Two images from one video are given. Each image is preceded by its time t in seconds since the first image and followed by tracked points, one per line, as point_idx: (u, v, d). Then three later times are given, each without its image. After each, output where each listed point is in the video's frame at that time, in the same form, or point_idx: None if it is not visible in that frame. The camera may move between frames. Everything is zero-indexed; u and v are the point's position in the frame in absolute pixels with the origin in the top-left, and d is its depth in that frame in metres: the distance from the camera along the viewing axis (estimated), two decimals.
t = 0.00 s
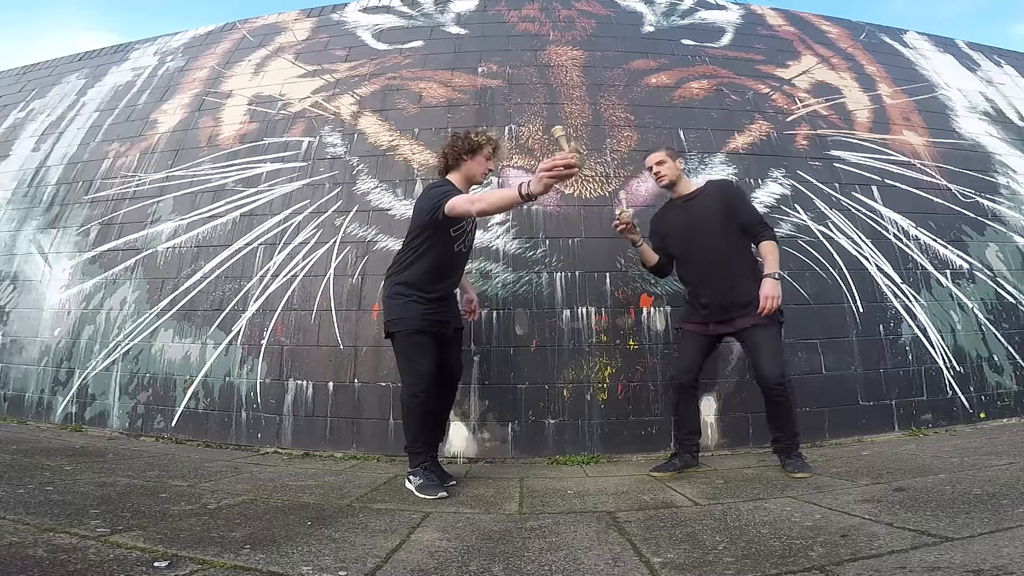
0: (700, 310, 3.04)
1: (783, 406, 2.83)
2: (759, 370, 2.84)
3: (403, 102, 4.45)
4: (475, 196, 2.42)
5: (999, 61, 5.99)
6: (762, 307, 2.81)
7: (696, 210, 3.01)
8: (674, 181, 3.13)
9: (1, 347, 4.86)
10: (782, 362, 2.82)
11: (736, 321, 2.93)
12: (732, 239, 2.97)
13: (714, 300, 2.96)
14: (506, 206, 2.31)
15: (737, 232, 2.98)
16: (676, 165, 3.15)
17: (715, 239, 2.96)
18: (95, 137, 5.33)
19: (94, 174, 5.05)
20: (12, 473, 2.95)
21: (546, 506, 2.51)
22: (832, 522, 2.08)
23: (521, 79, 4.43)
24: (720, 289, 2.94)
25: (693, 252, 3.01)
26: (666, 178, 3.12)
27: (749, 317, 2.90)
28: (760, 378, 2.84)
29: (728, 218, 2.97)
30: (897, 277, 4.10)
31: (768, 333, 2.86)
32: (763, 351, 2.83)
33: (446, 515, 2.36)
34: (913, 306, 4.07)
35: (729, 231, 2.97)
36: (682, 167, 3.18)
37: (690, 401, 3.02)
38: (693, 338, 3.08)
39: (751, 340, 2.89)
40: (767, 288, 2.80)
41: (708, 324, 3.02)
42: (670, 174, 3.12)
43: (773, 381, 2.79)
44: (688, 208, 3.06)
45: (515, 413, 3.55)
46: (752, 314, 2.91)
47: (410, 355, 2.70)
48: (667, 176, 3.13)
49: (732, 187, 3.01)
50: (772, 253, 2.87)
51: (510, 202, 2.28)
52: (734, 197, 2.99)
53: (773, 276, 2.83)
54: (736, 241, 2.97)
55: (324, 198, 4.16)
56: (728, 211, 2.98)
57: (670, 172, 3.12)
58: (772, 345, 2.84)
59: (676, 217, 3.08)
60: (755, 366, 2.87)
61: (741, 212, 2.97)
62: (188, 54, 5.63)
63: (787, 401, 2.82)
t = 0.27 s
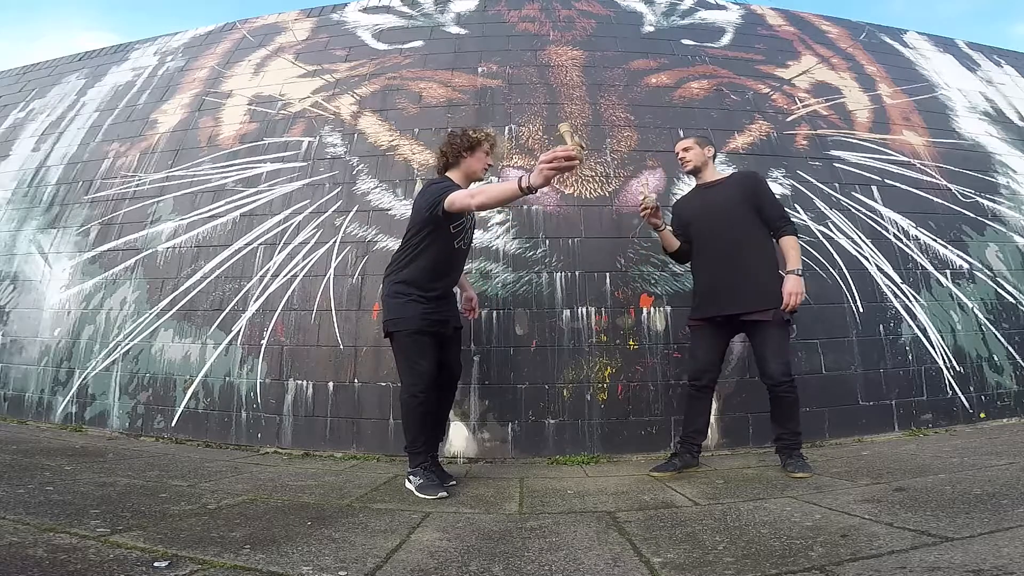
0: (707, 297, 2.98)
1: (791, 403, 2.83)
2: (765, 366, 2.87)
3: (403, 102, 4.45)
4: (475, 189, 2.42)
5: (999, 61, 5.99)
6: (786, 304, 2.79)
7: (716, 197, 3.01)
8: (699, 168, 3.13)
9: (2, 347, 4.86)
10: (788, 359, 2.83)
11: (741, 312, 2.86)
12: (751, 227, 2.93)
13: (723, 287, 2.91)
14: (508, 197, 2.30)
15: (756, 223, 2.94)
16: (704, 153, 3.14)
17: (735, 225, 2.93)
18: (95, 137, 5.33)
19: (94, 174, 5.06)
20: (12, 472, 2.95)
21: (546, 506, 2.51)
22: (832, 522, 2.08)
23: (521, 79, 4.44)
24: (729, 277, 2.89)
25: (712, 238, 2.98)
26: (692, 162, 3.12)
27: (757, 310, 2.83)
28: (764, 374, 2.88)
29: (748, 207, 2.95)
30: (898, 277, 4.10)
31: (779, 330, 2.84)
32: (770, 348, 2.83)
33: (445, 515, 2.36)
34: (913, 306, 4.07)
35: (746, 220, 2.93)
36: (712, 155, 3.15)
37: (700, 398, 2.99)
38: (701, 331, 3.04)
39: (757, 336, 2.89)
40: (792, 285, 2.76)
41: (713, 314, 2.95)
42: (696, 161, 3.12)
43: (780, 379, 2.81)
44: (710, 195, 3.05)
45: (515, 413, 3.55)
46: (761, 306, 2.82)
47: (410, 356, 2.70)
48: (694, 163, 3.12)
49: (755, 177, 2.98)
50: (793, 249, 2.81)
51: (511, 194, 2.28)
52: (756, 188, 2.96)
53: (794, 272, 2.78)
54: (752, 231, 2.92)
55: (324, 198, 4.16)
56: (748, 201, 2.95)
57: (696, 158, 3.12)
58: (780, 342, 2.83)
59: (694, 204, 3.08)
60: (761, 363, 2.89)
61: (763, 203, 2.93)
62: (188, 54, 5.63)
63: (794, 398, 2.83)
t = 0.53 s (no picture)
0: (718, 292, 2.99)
1: (796, 404, 2.83)
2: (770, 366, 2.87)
3: (403, 102, 4.45)
4: (472, 180, 2.42)
5: (999, 61, 5.99)
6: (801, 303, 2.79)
7: (734, 193, 3.02)
8: (715, 167, 3.12)
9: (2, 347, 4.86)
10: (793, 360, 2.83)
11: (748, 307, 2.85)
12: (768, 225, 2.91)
13: (735, 282, 2.90)
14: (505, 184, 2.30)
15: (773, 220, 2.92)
16: (721, 150, 3.11)
17: (752, 223, 2.92)
18: (95, 137, 5.33)
19: (94, 174, 5.05)
20: (12, 473, 2.95)
21: (546, 506, 2.51)
22: (832, 522, 2.08)
23: (521, 79, 4.44)
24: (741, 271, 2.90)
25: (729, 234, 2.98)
26: (706, 160, 3.12)
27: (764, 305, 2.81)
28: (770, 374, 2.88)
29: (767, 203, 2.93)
30: (898, 277, 4.10)
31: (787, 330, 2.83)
32: (778, 347, 2.83)
33: (445, 515, 2.36)
34: (913, 306, 4.07)
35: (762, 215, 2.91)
36: (729, 152, 3.12)
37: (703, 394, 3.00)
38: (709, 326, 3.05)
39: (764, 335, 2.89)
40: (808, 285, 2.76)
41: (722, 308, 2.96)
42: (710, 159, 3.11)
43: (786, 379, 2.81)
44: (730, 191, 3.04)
45: (515, 413, 3.55)
46: (771, 302, 2.80)
47: (409, 356, 2.70)
48: (708, 161, 3.11)
49: (776, 173, 2.95)
50: (811, 248, 2.81)
51: (505, 180, 2.27)
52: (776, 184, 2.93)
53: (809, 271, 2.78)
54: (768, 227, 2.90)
55: (324, 198, 4.16)
56: (767, 197, 2.93)
57: (711, 156, 3.10)
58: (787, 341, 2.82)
59: (713, 201, 3.09)
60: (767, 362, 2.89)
61: (781, 200, 2.91)
62: (189, 54, 5.63)
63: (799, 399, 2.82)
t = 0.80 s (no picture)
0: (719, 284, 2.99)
1: (798, 405, 2.85)
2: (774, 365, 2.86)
3: (403, 102, 4.45)
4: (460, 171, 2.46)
5: (999, 61, 5.99)
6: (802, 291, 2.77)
7: (740, 189, 3.02)
8: (721, 164, 3.15)
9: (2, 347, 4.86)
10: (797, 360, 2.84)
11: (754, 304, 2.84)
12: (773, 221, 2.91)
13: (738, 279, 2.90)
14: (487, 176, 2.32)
15: (779, 217, 2.92)
16: (727, 148, 3.13)
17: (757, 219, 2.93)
18: (95, 137, 5.33)
19: (94, 174, 5.06)
20: (11, 473, 2.95)
21: (546, 507, 2.51)
22: (832, 522, 2.08)
23: (521, 79, 4.44)
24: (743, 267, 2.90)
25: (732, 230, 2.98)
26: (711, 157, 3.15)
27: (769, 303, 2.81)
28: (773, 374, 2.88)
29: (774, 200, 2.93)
30: (898, 277, 4.10)
31: (793, 330, 2.84)
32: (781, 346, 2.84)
33: (445, 515, 2.36)
34: (913, 306, 4.07)
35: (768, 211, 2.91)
36: (735, 149, 3.13)
37: (702, 392, 2.96)
38: (709, 322, 3.02)
39: (767, 335, 2.89)
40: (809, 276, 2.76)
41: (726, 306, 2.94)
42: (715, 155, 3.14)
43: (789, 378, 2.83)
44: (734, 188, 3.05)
45: (515, 413, 3.55)
46: (774, 300, 2.80)
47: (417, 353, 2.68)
48: (714, 158, 3.14)
49: (783, 171, 2.95)
50: (818, 241, 2.78)
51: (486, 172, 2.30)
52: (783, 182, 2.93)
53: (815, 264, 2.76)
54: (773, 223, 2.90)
55: (324, 198, 4.16)
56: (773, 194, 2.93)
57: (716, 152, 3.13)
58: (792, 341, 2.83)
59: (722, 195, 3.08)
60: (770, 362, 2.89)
61: (788, 196, 2.90)
62: (189, 54, 5.63)
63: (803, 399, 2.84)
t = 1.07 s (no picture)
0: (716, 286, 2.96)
1: (797, 405, 2.84)
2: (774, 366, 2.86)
3: (403, 102, 4.45)
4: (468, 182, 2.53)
5: (999, 61, 5.99)
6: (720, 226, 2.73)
7: (735, 187, 3.00)
8: (715, 162, 3.12)
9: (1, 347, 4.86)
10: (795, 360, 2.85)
11: (752, 306, 2.82)
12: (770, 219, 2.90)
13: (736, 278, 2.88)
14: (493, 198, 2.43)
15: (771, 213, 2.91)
16: (722, 145, 3.09)
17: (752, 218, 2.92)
18: (95, 137, 5.33)
19: (94, 174, 5.06)
20: (11, 473, 2.95)
21: (546, 507, 2.51)
22: (832, 522, 2.08)
23: (521, 79, 4.43)
24: (740, 267, 2.89)
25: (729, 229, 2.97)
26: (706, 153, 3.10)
27: (767, 303, 2.80)
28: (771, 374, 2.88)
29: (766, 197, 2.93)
30: (898, 277, 4.10)
31: (791, 330, 2.84)
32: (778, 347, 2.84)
33: (445, 515, 2.36)
34: (913, 306, 4.07)
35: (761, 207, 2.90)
36: (730, 146, 3.10)
37: (696, 393, 2.91)
38: (704, 323, 2.97)
39: (764, 335, 2.88)
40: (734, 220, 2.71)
41: (722, 307, 2.90)
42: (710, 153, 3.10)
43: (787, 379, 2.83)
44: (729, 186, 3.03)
45: (515, 413, 3.55)
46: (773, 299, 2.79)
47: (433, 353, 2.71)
48: (709, 154, 3.10)
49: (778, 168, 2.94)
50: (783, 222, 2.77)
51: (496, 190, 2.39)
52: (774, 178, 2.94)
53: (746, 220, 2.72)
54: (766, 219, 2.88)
55: (324, 198, 4.16)
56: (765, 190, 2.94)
57: (709, 150, 3.09)
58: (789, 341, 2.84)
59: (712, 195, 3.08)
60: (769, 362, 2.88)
61: (779, 192, 2.90)
62: (189, 54, 5.63)
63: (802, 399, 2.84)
